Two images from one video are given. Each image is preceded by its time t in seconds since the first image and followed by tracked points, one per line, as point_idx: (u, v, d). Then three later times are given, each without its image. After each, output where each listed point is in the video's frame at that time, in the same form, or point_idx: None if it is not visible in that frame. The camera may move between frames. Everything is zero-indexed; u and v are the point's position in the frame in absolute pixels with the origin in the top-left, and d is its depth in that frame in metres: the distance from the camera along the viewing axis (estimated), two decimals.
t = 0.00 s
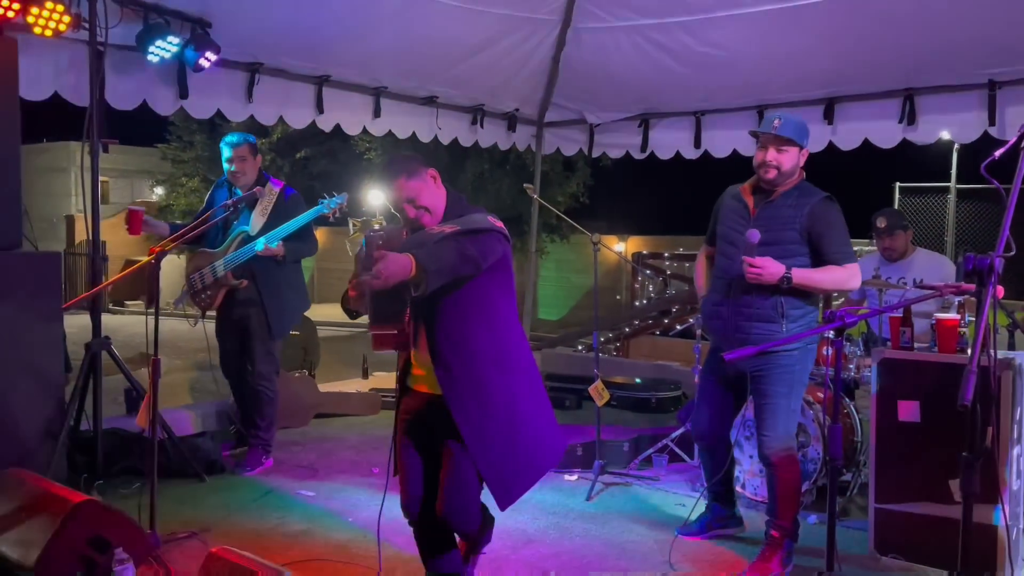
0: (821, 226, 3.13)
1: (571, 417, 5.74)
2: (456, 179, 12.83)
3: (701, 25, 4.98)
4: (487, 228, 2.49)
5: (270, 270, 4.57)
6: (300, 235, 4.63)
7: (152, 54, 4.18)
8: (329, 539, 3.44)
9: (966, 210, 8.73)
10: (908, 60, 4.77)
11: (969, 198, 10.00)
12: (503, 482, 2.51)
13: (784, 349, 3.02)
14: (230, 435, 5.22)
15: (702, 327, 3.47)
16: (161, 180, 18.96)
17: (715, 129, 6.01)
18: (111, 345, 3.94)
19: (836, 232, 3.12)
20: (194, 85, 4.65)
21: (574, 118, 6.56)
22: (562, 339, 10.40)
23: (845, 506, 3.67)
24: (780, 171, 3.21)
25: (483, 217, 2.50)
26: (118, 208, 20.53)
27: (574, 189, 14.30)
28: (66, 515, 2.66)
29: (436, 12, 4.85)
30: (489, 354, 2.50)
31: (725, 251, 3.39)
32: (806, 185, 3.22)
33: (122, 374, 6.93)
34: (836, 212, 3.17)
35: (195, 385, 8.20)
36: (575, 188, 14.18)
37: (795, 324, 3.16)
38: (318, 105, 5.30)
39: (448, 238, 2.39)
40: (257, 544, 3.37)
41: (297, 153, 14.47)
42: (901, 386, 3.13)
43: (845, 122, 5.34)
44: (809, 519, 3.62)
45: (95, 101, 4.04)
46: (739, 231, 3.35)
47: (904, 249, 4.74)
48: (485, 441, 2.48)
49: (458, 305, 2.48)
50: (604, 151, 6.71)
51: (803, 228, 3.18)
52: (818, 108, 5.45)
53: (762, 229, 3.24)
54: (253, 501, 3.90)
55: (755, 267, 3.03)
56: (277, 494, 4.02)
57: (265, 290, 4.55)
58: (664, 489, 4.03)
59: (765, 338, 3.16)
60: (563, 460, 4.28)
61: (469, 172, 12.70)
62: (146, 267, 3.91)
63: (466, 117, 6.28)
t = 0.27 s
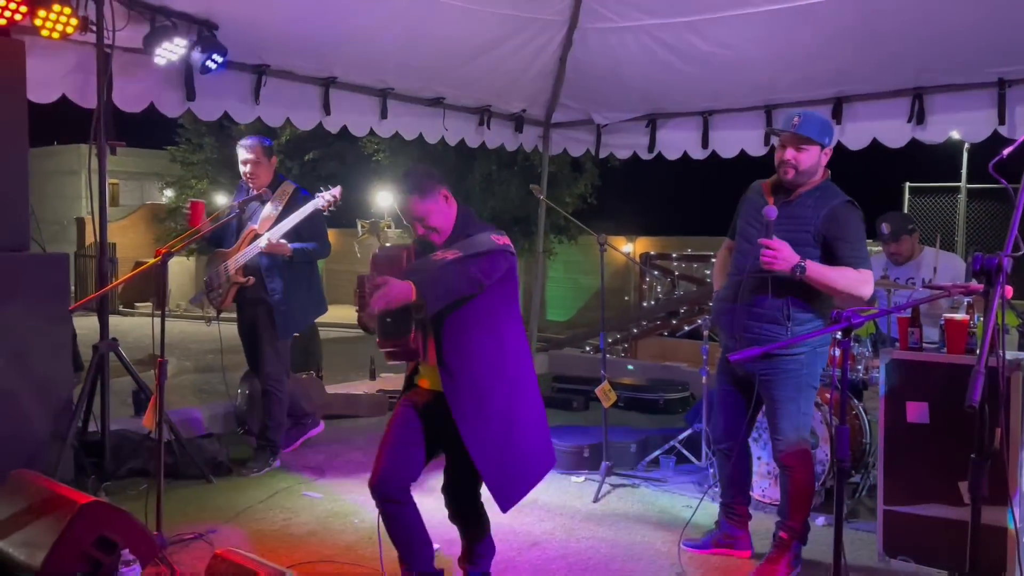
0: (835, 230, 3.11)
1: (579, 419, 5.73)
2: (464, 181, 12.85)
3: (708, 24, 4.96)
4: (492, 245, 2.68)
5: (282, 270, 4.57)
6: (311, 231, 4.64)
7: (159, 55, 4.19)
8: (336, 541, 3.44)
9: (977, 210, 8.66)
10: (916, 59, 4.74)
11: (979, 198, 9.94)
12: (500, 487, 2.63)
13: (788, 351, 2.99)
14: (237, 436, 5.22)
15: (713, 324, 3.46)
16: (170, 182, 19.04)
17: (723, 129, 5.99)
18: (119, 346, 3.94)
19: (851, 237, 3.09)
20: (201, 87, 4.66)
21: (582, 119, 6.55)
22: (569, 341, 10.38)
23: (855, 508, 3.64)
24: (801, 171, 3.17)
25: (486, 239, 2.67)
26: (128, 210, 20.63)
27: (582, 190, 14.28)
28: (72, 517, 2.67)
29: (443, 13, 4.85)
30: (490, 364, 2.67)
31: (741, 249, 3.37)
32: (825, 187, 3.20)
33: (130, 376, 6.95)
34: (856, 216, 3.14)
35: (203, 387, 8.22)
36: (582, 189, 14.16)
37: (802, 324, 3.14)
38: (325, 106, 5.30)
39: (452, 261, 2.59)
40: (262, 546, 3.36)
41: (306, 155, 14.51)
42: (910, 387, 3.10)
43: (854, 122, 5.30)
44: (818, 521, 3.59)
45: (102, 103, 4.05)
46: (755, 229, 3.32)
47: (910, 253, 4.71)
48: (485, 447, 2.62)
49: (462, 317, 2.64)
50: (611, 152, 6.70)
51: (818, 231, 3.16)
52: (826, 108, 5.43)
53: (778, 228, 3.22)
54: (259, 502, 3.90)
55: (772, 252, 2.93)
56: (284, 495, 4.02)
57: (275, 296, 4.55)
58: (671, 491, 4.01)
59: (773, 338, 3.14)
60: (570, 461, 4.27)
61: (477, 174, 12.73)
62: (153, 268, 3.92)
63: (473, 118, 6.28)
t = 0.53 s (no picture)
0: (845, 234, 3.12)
1: (589, 421, 5.75)
2: (475, 184, 12.90)
3: (716, 28, 4.98)
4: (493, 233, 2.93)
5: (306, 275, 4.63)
6: (332, 234, 4.64)
7: (173, 63, 4.25)
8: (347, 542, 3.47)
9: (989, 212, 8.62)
10: (925, 61, 4.74)
11: (991, 199, 9.89)
12: (506, 448, 2.91)
13: (797, 354, 2.98)
14: (250, 439, 5.27)
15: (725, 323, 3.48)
16: (184, 187, 19.18)
17: (733, 132, 6.00)
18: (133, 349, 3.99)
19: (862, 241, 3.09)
20: (214, 93, 4.72)
21: (591, 123, 6.57)
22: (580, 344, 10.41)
23: (864, 511, 3.63)
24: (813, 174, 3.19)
25: (486, 227, 2.91)
26: (142, 215, 20.79)
27: (592, 193, 14.31)
28: (89, 517, 2.71)
29: (452, 18, 4.89)
30: (496, 345, 2.96)
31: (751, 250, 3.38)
32: (835, 192, 3.21)
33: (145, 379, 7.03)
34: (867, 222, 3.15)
35: (216, 390, 8.29)
36: (593, 192, 14.18)
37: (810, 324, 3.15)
38: (336, 112, 5.35)
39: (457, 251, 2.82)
40: (276, 547, 3.40)
41: (318, 159, 14.60)
42: (917, 389, 3.11)
43: (863, 124, 5.30)
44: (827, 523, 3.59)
45: (117, 110, 4.11)
46: (766, 231, 3.33)
47: (920, 255, 4.70)
48: (493, 415, 2.92)
49: (470, 303, 2.91)
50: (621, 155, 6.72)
51: (829, 234, 3.17)
52: (835, 111, 5.43)
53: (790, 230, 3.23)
54: (272, 504, 3.94)
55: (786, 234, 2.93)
56: (296, 496, 4.06)
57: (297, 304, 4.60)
58: (681, 493, 4.03)
59: (782, 341, 3.15)
60: (580, 463, 4.29)
61: (488, 177, 12.79)
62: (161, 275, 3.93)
63: (483, 122, 6.31)
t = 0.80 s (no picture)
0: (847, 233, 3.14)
1: (596, 422, 5.80)
2: (483, 187, 13.00)
3: (721, 32, 5.02)
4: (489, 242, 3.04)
5: (329, 274, 4.89)
6: (353, 236, 4.84)
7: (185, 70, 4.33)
8: (357, 541, 3.54)
9: (998, 212, 8.62)
10: (929, 63, 4.78)
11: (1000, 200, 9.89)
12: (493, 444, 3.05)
13: (796, 355, 3.03)
14: (261, 440, 5.33)
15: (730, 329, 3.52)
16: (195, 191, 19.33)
17: (738, 135, 6.04)
18: (147, 352, 4.06)
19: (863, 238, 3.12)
20: (226, 100, 4.79)
21: (598, 126, 6.63)
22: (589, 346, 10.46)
23: (869, 510, 3.66)
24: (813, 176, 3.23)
25: (483, 239, 3.04)
26: (154, 219, 20.98)
27: (601, 196, 14.35)
28: (106, 516, 2.78)
29: (460, 24, 4.95)
30: (483, 343, 3.07)
31: (754, 254, 3.40)
32: (835, 195, 3.26)
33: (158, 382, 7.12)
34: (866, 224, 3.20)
35: (228, 393, 8.38)
36: (601, 194, 14.22)
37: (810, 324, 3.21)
38: (346, 117, 5.43)
39: (459, 260, 2.94)
40: (288, 546, 3.46)
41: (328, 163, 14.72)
42: (920, 388, 3.14)
43: (868, 127, 5.34)
44: (831, 524, 3.63)
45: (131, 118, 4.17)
46: (768, 234, 3.36)
47: (926, 255, 4.72)
48: (479, 410, 3.03)
49: (466, 305, 3.03)
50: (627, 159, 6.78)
51: (831, 236, 3.20)
52: (840, 113, 5.47)
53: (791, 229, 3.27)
54: (283, 504, 4.00)
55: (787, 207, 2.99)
56: (307, 497, 4.12)
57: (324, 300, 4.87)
58: (687, 493, 4.07)
59: (783, 342, 3.21)
60: (587, 464, 4.34)
61: (496, 180, 12.91)
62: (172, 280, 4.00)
63: (490, 127, 6.37)
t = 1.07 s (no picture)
0: (829, 241, 3.22)
1: (604, 426, 5.90)
2: (492, 191, 13.13)
3: (724, 43, 5.12)
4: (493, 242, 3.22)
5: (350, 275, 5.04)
6: (372, 242, 5.01)
7: (202, 85, 4.46)
8: (368, 542, 3.65)
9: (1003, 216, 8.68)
10: (929, 73, 4.86)
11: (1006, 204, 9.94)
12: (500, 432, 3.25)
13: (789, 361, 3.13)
14: (275, 444, 5.46)
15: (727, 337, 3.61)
16: (207, 196, 19.53)
17: (743, 142, 6.13)
18: (166, 359, 4.18)
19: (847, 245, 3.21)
20: (241, 112, 4.93)
21: (604, 134, 6.74)
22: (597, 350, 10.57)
23: (867, 512, 3.76)
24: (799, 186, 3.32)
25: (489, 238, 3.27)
26: (166, 224, 21.20)
27: (609, 200, 14.45)
28: (131, 517, 2.91)
29: (469, 36, 5.07)
30: (495, 339, 3.24)
31: (744, 262, 3.52)
32: (821, 205, 3.34)
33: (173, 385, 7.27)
34: (851, 232, 3.29)
35: (242, 396, 8.52)
36: (610, 198, 14.31)
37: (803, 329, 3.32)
38: (357, 128, 5.56)
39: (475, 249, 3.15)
40: (303, 546, 3.58)
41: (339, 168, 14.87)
42: (914, 393, 3.24)
43: (870, 135, 5.43)
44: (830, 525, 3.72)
45: (150, 132, 4.31)
46: (758, 243, 3.46)
47: (923, 263, 4.80)
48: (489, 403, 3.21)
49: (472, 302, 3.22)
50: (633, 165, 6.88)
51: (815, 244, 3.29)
52: (842, 122, 5.56)
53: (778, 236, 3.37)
54: (298, 505, 4.13)
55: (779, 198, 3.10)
56: (321, 499, 4.24)
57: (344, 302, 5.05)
58: (691, 495, 4.17)
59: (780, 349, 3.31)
60: (593, 467, 4.45)
61: (505, 184, 13.04)
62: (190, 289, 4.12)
63: (499, 135, 6.48)
